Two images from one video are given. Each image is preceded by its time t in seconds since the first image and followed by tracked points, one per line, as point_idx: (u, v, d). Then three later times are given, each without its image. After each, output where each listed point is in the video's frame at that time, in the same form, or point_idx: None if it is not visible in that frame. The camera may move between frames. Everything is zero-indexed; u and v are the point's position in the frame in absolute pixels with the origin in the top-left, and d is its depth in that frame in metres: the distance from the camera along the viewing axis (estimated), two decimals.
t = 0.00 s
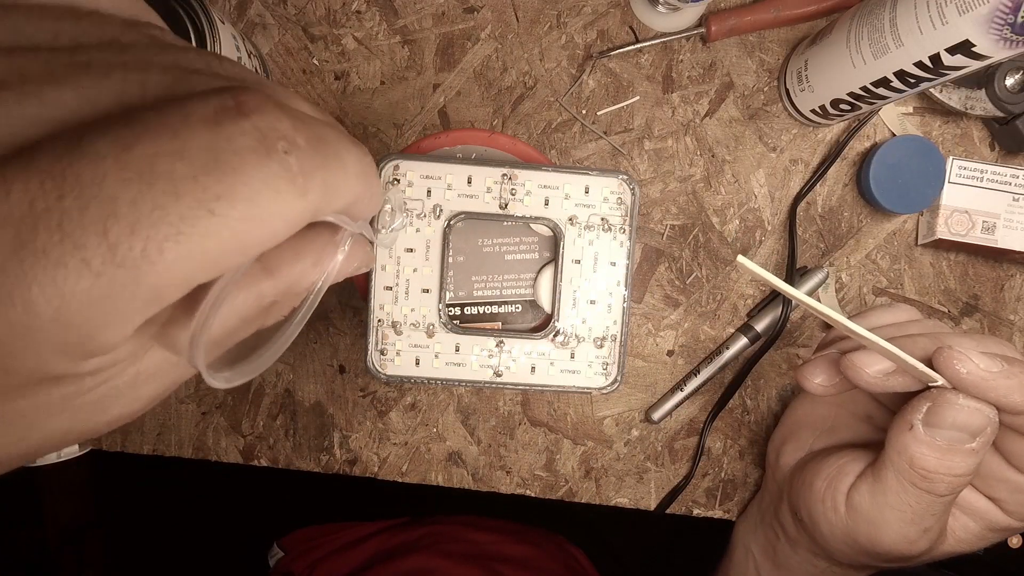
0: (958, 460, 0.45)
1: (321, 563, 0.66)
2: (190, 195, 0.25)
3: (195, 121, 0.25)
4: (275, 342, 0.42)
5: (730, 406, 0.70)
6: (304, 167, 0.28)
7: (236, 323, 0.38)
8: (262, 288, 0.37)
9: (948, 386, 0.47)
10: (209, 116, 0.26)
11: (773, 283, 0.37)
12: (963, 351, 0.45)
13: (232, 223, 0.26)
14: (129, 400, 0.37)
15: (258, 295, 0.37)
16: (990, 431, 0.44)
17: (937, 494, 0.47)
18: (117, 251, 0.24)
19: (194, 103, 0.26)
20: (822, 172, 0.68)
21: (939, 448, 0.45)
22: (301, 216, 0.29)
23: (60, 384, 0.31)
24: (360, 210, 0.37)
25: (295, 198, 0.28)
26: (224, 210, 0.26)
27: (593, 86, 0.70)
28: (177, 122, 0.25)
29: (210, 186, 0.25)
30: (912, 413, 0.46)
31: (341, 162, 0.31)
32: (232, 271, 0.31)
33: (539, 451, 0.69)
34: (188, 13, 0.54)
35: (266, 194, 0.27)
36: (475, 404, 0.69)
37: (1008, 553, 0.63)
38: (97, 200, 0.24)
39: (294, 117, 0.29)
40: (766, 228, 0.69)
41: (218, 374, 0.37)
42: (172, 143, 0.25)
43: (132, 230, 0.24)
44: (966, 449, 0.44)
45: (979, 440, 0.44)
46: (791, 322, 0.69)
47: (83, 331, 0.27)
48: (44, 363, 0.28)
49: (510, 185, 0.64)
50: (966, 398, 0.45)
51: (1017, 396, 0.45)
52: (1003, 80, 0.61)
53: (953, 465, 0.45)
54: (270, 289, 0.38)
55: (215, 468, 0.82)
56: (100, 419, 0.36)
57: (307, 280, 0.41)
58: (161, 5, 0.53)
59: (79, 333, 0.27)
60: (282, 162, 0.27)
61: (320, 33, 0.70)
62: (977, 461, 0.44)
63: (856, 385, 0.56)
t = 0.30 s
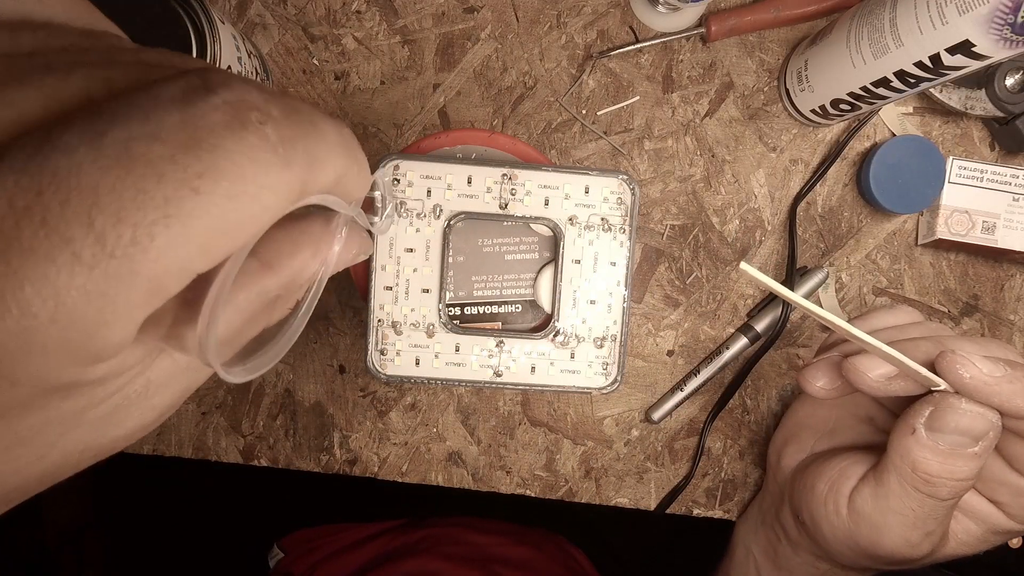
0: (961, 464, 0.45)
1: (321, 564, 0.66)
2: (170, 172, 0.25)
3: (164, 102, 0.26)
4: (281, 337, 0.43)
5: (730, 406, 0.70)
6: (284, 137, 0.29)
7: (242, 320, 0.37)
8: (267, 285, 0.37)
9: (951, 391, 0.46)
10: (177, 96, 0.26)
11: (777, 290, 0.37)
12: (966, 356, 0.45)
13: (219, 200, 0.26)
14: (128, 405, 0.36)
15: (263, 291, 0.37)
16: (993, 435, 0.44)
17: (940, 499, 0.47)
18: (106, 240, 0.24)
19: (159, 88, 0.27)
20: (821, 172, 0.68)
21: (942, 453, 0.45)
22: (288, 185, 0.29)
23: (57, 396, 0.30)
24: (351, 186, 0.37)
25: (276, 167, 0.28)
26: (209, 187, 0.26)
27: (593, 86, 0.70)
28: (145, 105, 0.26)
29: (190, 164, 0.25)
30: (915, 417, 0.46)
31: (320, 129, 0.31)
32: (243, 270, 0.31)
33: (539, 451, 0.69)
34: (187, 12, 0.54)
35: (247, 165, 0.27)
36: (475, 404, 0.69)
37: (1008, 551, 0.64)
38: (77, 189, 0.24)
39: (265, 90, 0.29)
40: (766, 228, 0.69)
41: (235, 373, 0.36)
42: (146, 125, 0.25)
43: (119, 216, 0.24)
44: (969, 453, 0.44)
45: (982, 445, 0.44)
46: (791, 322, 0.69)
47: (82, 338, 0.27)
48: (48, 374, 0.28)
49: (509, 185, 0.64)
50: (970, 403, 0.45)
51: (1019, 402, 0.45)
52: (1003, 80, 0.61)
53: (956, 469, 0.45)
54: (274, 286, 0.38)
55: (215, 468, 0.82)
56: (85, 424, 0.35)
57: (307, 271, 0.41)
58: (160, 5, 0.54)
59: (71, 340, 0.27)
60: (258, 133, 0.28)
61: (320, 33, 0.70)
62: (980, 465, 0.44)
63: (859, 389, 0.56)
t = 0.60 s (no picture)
0: (964, 467, 0.44)
1: (321, 564, 0.66)
2: (225, 215, 0.23)
3: (216, 144, 0.24)
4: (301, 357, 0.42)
5: (730, 406, 0.70)
6: (326, 176, 0.27)
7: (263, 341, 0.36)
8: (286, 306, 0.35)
9: (954, 395, 0.47)
10: (226, 139, 0.24)
11: (779, 292, 0.37)
12: (970, 359, 0.45)
13: (268, 243, 0.24)
14: (157, 428, 0.35)
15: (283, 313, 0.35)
16: (996, 438, 0.44)
17: (942, 501, 0.46)
18: (163, 283, 0.23)
19: (208, 129, 0.24)
20: (821, 172, 0.68)
21: (944, 455, 0.44)
22: (326, 230, 0.27)
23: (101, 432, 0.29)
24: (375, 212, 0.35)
25: (320, 211, 0.26)
26: (259, 230, 0.24)
27: (593, 86, 0.70)
28: (196, 148, 0.23)
29: (242, 206, 0.23)
30: (917, 419, 0.46)
31: (356, 169, 0.29)
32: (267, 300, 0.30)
33: (539, 451, 0.69)
34: (188, 11, 0.54)
35: (293, 209, 0.25)
36: (475, 404, 0.69)
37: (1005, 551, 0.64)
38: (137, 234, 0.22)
39: (303, 131, 0.27)
40: (766, 228, 0.69)
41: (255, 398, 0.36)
42: (198, 167, 0.23)
43: (175, 260, 0.22)
44: (972, 456, 0.44)
45: (985, 448, 0.44)
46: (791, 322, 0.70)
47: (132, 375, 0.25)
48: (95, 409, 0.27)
49: (509, 185, 0.64)
50: (973, 405, 0.45)
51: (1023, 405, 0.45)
52: (1003, 80, 0.61)
53: (959, 472, 0.45)
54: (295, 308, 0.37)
55: (214, 468, 0.82)
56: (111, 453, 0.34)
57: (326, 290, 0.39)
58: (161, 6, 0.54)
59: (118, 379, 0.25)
60: (302, 173, 0.25)
61: (320, 33, 0.70)
62: (982, 468, 0.44)
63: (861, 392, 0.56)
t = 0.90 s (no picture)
0: (964, 468, 0.44)
1: (321, 564, 0.66)
2: (235, 320, 0.23)
3: (228, 245, 0.23)
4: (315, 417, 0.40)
5: (730, 406, 0.70)
6: (338, 266, 0.26)
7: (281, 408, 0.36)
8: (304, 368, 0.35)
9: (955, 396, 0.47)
10: (237, 237, 0.24)
11: (779, 295, 0.37)
12: (971, 361, 0.45)
13: (280, 340, 0.24)
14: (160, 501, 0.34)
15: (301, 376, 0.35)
16: (996, 440, 0.44)
17: (942, 503, 0.46)
18: (178, 393, 0.23)
19: (220, 225, 0.24)
20: (821, 172, 0.68)
21: (944, 457, 0.44)
22: (335, 314, 0.27)
23: (116, 527, 0.29)
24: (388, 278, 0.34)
25: (331, 301, 0.26)
26: (272, 329, 0.24)
27: (593, 86, 0.70)
28: (208, 251, 0.23)
29: (253, 309, 0.23)
30: (917, 420, 0.46)
31: (365, 243, 0.28)
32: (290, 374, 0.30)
33: (539, 451, 0.69)
34: (188, 11, 0.54)
35: (304, 303, 0.24)
36: (475, 404, 0.69)
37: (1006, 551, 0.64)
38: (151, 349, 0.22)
39: (314, 214, 0.26)
40: (766, 228, 0.69)
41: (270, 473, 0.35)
42: (210, 275, 0.23)
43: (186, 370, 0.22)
44: (972, 458, 0.44)
45: (985, 449, 0.44)
46: (791, 322, 0.70)
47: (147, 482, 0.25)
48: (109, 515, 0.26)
49: (509, 185, 0.64)
50: (974, 408, 0.45)
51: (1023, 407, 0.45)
52: (1003, 80, 0.61)
53: (959, 474, 0.45)
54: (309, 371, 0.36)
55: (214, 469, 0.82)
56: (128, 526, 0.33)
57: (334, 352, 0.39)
58: (161, 6, 0.54)
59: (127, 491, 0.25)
60: (316, 268, 0.25)
61: (320, 33, 0.70)
62: (982, 470, 0.44)
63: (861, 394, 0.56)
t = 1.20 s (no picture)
0: (965, 471, 0.44)
1: (322, 565, 0.66)
2: (219, 402, 0.23)
3: (210, 328, 0.24)
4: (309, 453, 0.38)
5: (730, 406, 0.70)
6: (321, 336, 0.26)
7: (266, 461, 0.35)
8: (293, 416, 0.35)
9: (956, 399, 0.47)
10: (217, 321, 0.24)
11: (781, 299, 0.37)
12: (972, 363, 0.45)
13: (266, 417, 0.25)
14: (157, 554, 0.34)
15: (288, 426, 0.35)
16: (997, 442, 0.44)
17: (944, 505, 0.46)
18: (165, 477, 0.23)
19: (203, 304, 0.24)
20: (821, 172, 0.68)
21: (945, 460, 0.44)
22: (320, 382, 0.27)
23: None
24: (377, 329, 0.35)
25: (314, 371, 0.26)
26: (255, 407, 0.24)
27: (593, 85, 0.70)
28: (192, 333, 0.24)
29: (236, 390, 0.24)
30: (919, 423, 0.46)
31: (347, 307, 0.28)
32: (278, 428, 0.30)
33: (539, 451, 0.69)
34: (188, 11, 0.54)
35: (288, 378, 0.25)
36: (475, 404, 0.69)
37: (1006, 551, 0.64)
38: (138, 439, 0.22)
39: (295, 288, 0.26)
40: (766, 228, 0.69)
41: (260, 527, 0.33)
42: (195, 361, 0.23)
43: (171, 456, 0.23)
44: (973, 460, 0.44)
45: (987, 452, 0.44)
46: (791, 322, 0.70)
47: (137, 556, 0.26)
48: None
49: (509, 185, 0.64)
50: (975, 410, 0.45)
51: None
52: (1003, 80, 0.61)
53: (961, 477, 0.44)
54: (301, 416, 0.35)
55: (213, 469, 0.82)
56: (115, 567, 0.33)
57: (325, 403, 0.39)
58: (161, 6, 0.54)
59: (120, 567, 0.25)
60: (298, 342, 0.25)
61: (320, 33, 0.70)
62: (983, 472, 0.44)
63: (863, 397, 0.55)
